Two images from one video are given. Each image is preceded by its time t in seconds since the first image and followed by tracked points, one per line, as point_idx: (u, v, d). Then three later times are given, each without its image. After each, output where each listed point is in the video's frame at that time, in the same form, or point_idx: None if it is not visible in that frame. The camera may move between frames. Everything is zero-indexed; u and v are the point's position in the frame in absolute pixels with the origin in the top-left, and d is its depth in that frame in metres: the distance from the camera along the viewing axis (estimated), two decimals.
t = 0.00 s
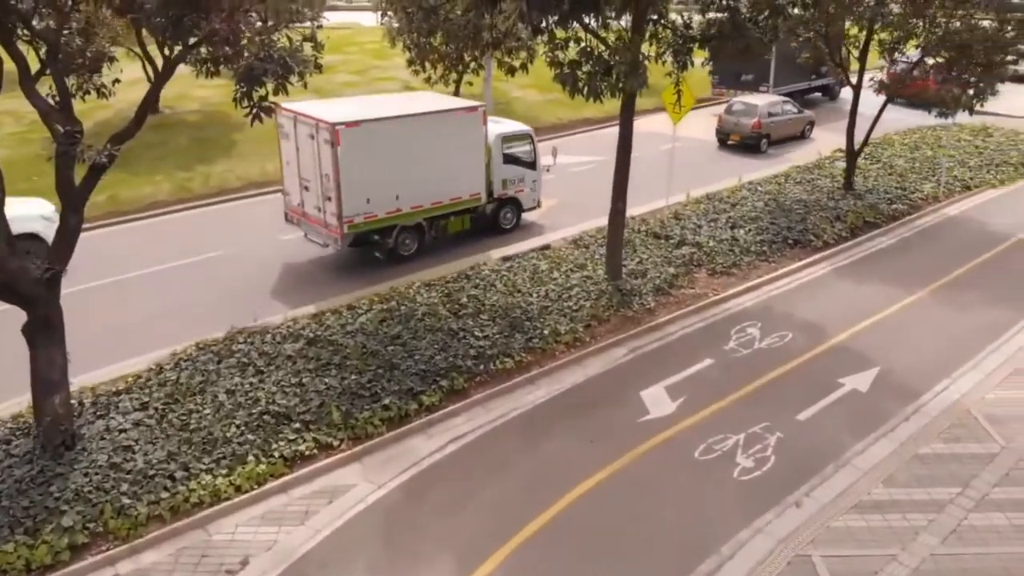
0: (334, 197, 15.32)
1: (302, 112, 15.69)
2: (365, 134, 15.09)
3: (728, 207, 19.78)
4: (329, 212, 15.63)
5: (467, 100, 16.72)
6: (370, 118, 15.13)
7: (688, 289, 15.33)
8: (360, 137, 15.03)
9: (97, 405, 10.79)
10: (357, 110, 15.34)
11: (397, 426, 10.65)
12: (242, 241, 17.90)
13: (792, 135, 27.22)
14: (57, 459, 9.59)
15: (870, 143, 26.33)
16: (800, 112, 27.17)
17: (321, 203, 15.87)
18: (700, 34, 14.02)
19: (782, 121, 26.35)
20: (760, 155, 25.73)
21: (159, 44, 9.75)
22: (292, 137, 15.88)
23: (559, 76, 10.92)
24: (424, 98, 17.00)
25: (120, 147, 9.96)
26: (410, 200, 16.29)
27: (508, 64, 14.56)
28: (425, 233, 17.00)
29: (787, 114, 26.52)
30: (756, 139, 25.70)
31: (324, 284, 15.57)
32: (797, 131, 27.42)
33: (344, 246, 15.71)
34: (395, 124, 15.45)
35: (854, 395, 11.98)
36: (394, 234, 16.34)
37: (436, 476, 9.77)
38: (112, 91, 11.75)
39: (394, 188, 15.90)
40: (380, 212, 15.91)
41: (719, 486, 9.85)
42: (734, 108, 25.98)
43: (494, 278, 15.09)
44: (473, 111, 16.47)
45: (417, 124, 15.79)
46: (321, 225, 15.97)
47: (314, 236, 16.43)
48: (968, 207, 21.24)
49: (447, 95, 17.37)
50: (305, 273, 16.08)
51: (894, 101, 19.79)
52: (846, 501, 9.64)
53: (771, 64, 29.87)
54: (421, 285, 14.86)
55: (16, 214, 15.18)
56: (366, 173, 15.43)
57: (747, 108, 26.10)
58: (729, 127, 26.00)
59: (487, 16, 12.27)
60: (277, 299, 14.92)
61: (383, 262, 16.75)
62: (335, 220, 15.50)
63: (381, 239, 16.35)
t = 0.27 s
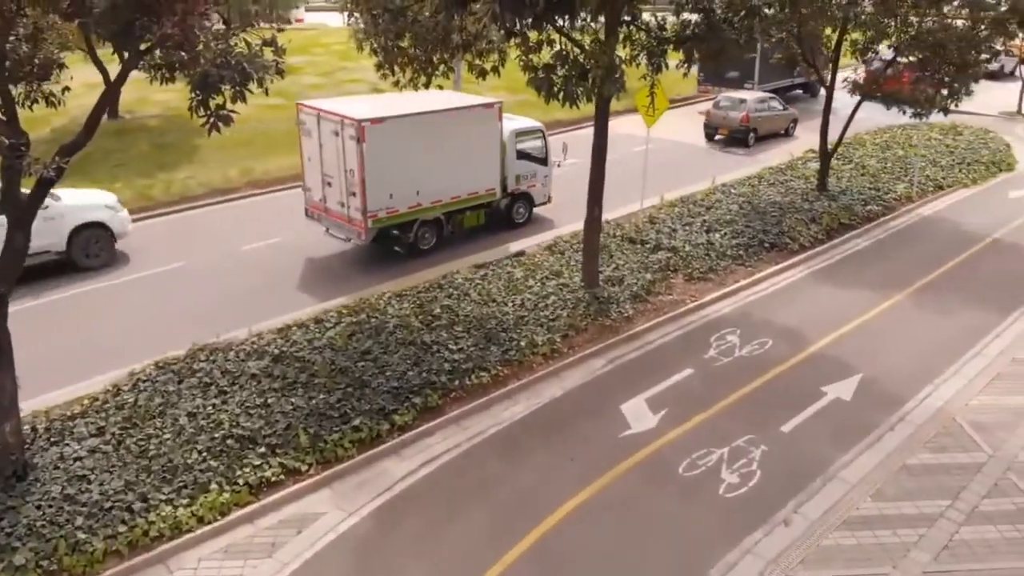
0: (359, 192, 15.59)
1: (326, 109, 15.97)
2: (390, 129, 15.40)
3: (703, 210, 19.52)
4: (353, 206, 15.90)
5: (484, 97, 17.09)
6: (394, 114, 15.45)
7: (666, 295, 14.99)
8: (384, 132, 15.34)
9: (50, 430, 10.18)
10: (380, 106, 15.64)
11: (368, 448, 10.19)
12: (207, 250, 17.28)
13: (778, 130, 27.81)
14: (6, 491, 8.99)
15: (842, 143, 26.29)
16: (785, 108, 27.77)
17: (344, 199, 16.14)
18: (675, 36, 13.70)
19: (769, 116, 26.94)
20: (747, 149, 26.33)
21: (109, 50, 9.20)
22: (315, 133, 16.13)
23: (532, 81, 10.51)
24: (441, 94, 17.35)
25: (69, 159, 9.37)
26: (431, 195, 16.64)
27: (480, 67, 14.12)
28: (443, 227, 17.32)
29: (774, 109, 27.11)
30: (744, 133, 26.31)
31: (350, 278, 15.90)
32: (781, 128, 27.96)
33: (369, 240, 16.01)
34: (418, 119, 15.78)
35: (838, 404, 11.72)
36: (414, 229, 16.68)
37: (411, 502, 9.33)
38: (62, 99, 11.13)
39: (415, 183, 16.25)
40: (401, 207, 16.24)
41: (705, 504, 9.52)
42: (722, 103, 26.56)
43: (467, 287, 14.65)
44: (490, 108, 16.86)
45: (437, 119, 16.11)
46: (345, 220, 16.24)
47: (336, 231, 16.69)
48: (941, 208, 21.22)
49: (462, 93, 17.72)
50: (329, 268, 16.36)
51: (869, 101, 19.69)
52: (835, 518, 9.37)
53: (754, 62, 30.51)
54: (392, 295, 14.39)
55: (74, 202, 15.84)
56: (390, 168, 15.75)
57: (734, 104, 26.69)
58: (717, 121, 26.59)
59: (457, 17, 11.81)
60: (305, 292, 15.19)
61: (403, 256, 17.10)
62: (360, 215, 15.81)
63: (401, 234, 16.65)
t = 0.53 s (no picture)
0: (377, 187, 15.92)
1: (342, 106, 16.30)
2: (408, 125, 15.78)
3: (674, 213, 19.27)
4: (370, 201, 16.22)
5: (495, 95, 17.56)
6: (411, 110, 15.85)
7: (640, 302, 14.62)
8: (401, 128, 15.69)
9: None
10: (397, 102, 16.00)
11: (335, 472, 9.74)
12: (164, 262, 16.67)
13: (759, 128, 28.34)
14: None
15: (810, 143, 26.26)
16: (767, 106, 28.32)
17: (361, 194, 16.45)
18: (645, 38, 13.39)
19: (751, 113, 27.46)
20: (728, 145, 26.84)
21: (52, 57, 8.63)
22: (332, 130, 16.43)
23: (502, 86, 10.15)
24: (451, 93, 17.76)
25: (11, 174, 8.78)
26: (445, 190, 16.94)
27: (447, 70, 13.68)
28: (455, 221, 17.50)
29: (756, 106, 27.62)
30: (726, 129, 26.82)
31: (366, 270, 16.11)
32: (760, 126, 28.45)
33: (386, 234, 16.30)
34: (434, 116, 16.18)
35: (818, 413, 11.48)
36: (428, 223, 16.88)
37: (382, 529, 8.90)
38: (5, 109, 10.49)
39: (430, 178, 16.57)
40: (417, 201, 16.56)
41: (687, 522, 9.20)
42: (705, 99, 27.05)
43: (436, 296, 14.21)
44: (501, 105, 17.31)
45: (453, 115, 16.52)
46: (362, 214, 16.54)
47: (351, 225, 16.96)
48: (910, 207, 21.22)
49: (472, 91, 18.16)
50: (345, 261, 16.56)
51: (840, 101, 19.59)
52: (821, 533, 9.11)
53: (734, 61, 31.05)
54: (358, 307, 13.91)
55: (132, 191, 16.32)
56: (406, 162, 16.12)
57: (717, 100, 27.20)
58: (699, 117, 27.10)
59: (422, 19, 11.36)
60: (326, 284, 15.45)
61: (417, 250, 17.30)
62: (378, 209, 16.13)
63: (415, 229, 16.84)
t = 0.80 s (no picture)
0: (390, 181, 16.47)
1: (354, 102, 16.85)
2: (420, 120, 16.35)
3: (643, 215, 19.04)
4: (383, 196, 16.73)
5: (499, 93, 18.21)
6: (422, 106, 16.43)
7: (611, 308, 14.29)
8: (414, 123, 16.27)
9: None
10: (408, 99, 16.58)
11: (300, 498, 9.28)
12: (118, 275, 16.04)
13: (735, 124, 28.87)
14: None
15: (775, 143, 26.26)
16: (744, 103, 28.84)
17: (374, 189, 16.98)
18: (612, 39, 13.08)
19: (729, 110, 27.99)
20: (707, 141, 27.36)
21: None
22: (344, 126, 16.96)
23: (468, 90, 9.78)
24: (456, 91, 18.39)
25: None
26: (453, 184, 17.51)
27: (411, 73, 13.24)
28: (461, 214, 18.11)
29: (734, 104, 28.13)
30: (705, 125, 27.34)
31: (380, 261, 16.68)
32: (738, 124, 28.91)
33: (399, 227, 16.84)
34: (444, 112, 16.78)
35: (795, 420, 11.25)
36: (437, 217, 17.46)
37: (350, 559, 8.47)
38: None
39: (439, 173, 17.14)
40: (427, 195, 17.11)
41: (667, 539, 8.90)
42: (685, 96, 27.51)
43: (402, 306, 13.78)
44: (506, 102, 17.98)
45: (461, 112, 17.12)
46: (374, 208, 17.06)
47: (363, 219, 17.47)
48: (876, 206, 21.26)
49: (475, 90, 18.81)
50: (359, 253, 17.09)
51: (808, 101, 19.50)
52: (804, 548, 8.86)
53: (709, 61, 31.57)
54: (321, 320, 13.44)
55: (178, 180, 16.99)
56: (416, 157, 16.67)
57: (696, 97, 27.68)
58: (679, 114, 27.59)
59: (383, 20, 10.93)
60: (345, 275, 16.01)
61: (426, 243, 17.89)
62: (391, 202, 16.66)
63: (425, 222, 17.44)
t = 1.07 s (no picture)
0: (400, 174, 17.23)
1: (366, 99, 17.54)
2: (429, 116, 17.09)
3: (611, 218, 18.82)
4: (393, 188, 17.48)
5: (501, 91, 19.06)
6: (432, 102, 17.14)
7: (583, 314, 13.98)
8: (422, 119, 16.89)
9: None
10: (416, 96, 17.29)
11: (263, 525, 8.83)
12: (72, 290, 15.45)
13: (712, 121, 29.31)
14: None
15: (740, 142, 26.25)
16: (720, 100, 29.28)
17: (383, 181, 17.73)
18: (580, 41, 12.78)
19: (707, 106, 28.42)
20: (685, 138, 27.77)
21: None
22: (354, 122, 17.63)
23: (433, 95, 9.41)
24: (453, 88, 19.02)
25: None
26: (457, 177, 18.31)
27: (373, 77, 12.79)
28: (466, 207, 18.86)
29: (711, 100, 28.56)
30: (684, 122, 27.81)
31: (392, 252, 17.44)
32: (712, 120, 29.43)
33: (409, 219, 17.54)
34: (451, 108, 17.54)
35: (773, 427, 11.03)
36: (444, 210, 18.20)
37: None
38: None
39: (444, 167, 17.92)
40: (434, 187, 17.87)
41: (648, 557, 8.61)
42: (663, 92, 27.90)
43: (368, 317, 13.35)
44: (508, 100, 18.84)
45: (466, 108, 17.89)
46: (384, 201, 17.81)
47: (372, 212, 18.21)
48: (842, 205, 21.30)
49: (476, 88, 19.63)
50: (372, 245, 17.85)
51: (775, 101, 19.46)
52: (787, 562, 8.63)
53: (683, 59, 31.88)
54: (283, 334, 12.97)
55: (215, 170, 18.18)
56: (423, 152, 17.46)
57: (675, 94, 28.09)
58: (658, 111, 28.01)
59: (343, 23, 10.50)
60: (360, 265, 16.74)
61: (434, 235, 18.65)
62: (402, 195, 17.35)
63: (432, 215, 18.19)
